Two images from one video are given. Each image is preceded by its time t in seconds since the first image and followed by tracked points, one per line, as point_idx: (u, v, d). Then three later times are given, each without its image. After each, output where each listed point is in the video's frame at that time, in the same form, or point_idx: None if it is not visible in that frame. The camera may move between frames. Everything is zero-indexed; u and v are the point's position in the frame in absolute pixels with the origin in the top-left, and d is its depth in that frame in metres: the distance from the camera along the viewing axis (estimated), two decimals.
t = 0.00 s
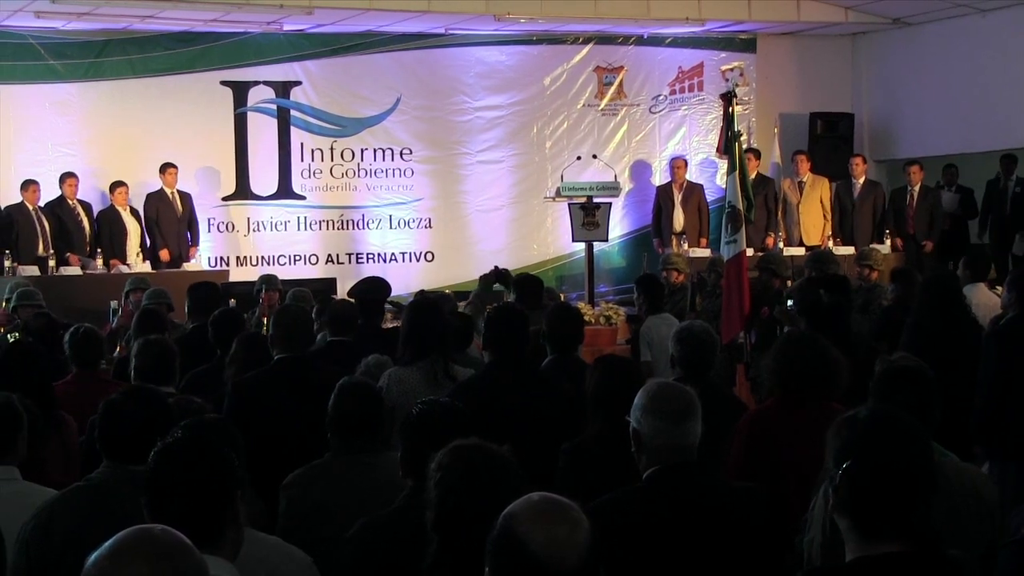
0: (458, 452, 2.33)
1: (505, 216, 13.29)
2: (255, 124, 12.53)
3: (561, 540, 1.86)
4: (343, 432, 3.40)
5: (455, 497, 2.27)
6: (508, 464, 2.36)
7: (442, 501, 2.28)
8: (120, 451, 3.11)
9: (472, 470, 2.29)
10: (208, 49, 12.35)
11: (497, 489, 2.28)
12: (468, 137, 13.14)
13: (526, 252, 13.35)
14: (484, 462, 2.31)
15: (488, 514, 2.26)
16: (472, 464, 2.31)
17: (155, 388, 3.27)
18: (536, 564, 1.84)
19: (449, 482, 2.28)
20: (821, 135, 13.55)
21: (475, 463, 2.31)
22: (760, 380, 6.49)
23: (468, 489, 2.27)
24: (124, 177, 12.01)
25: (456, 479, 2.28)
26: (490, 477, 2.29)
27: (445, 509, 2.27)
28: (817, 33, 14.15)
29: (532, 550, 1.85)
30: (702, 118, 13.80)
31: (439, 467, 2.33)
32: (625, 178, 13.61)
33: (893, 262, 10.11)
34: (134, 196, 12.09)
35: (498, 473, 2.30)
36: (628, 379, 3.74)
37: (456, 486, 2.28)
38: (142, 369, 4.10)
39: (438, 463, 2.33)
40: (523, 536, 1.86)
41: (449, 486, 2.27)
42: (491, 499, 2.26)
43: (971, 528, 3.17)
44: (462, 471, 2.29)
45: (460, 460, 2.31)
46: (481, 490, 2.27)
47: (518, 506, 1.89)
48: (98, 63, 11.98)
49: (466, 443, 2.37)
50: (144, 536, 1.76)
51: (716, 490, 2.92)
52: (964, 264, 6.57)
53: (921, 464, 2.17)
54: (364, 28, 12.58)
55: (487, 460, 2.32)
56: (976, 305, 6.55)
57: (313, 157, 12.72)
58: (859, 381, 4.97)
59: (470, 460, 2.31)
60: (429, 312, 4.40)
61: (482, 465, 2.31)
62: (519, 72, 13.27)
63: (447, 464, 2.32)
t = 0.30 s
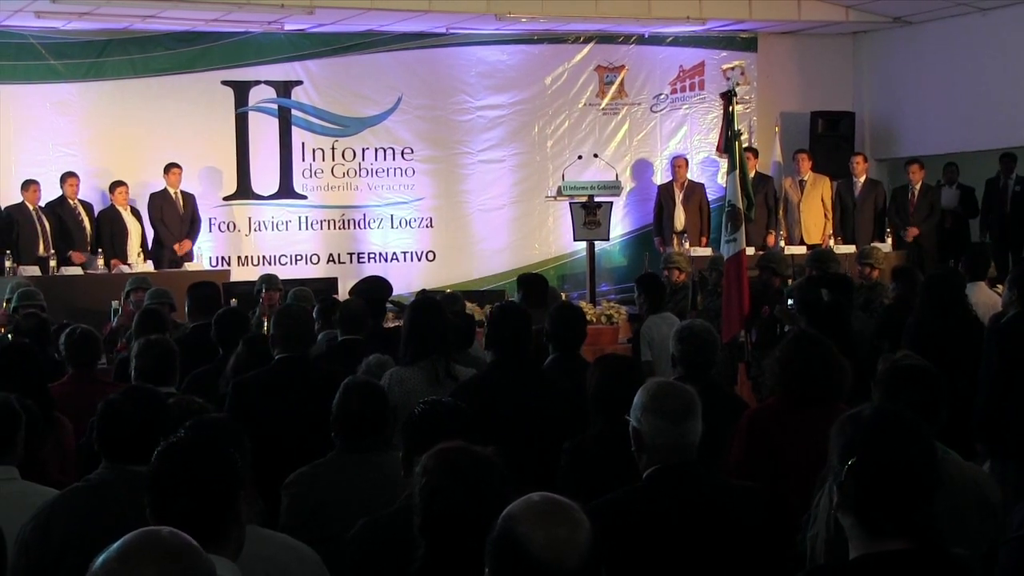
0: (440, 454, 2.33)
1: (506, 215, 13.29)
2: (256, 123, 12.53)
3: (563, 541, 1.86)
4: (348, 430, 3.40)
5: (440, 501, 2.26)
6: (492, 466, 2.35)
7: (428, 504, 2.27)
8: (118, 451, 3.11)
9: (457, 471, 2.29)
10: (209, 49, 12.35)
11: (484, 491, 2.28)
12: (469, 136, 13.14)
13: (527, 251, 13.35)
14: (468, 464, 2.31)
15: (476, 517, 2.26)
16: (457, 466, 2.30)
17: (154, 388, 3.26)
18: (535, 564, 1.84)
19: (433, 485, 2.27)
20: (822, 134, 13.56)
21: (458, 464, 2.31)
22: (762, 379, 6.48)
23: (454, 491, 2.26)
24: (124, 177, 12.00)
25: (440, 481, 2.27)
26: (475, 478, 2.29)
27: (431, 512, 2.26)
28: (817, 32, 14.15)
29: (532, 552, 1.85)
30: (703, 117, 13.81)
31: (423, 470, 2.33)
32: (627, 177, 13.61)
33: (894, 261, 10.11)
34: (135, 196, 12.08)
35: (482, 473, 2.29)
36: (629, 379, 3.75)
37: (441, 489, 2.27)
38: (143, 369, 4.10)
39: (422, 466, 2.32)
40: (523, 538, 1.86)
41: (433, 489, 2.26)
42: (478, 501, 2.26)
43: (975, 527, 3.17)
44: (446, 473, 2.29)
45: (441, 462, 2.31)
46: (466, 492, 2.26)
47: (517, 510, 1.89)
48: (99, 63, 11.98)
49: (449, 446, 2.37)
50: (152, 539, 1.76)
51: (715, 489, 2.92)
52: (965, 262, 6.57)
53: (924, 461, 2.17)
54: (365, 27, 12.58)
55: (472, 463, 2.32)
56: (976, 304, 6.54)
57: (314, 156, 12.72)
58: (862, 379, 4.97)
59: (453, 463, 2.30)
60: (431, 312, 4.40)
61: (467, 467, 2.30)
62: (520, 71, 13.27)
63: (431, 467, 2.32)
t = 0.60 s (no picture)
0: (436, 454, 2.33)
1: (506, 216, 13.29)
2: (256, 124, 12.54)
3: (564, 542, 1.86)
4: (348, 429, 3.41)
5: (435, 501, 2.25)
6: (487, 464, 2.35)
7: (423, 503, 2.26)
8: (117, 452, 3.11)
9: (453, 471, 2.28)
10: (209, 50, 12.35)
11: (480, 490, 2.27)
12: (469, 137, 13.14)
13: (527, 252, 13.36)
14: (463, 462, 2.30)
15: (472, 516, 2.25)
16: (453, 466, 2.30)
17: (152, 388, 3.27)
18: (535, 565, 1.84)
19: (429, 485, 2.27)
20: (822, 134, 13.56)
21: (453, 465, 2.30)
22: (763, 380, 6.48)
23: (450, 491, 2.26)
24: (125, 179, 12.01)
25: (437, 480, 2.27)
26: (470, 477, 2.28)
27: (426, 511, 2.25)
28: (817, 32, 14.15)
29: (532, 551, 1.85)
30: (704, 118, 13.82)
31: (418, 472, 2.32)
32: (626, 177, 13.62)
33: (893, 261, 10.12)
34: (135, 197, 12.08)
35: (478, 471, 2.28)
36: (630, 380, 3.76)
37: (437, 489, 2.27)
38: (143, 369, 4.09)
39: (418, 466, 2.32)
40: (524, 539, 1.86)
41: (430, 488, 2.26)
42: (471, 502, 2.25)
43: (978, 526, 3.17)
44: (442, 474, 2.29)
45: (437, 462, 2.31)
46: (462, 491, 2.26)
47: (517, 513, 1.89)
48: (99, 64, 11.98)
49: (446, 445, 2.36)
50: (159, 542, 1.76)
51: (714, 490, 2.92)
52: (964, 262, 6.56)
53: (928, 462, 2.17)
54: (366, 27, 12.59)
55: (467, 462, 2.31)
56: (975, 304, 6.54)
57: (314, 157, 12.72)
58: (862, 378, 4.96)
59: (449, 463, 2.30)
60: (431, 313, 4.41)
61: (462, 468, 2.30)
62: (520, 72, 13.27)
63: (427, 467, 2.32)
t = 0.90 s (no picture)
0: (445, 452, 2.35)
1: (506, 217, 13.30)
2: (256, 126, 12.53)
3: (565, 543, 1.86)
4: (345, 430, 3.42)
5: (444, 496, 2.26)
6: (495, 463, 2.36)
7: (432, 499, 2.28)
8: (116, 454, 3.12)
9: (460, 470, 2.30)
10: (209, 52, 12.35)
11: (488, 489, 2.28)
12: (469, 139, 13.15)
13: (527, 253, 13.36)
14: (471, 461, 2.32)
15: (475, 515, 2.26)
16: (463, 465, 2.32)
17: (152, 390, 3.28)
18: (536, 566, 1.85)
19: (438, 482, 2.28)
20: (822, 135, 13.56)
21: (462, 463, 2.31)
22: (763, 381, 6.47)
23: (457, 490, 2.27)
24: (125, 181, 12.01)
25: (446, 478, 2.28)
26: (478, 477, 2.29)
27: (434, 507, 2.27)
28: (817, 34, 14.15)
29: (532, 550, 1.85)
30: (703, 119, 13.82)
31: (428, 469, 2.34)
32: (626, 178, 13.62)
33: (893, 262, 10.11)
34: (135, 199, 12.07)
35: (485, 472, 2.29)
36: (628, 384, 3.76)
37: (445, 486, 2.28)
38: (144, 371, 4.09)
39: (427, 464, 2.34)
40: (524, 540, 1.86)
41: (439, 486, 2.27)
42: (478, 500, 2.26)
43: (978, 527, 3.18)
44: (451, 472, 2.30)
45: (445, 460, 2.33)
46: (470, 488, 2.27)
47: (517, 513, 1.89)
48: (99, 67, 11.99)
49: (454, 445, 2.38)
50: (161, 544, 1.76)
51: (714, 491, 2.92)
52: (964, 264, 6.55)
53: (931, 463, 2.18)
54: (365, 29, 12.60)
55: (475, 461, 2.32)
56: (975, 305, 6.53)
57: (315, 159, 12.73)
58: (862, 379, 4.96)
59: (457, 462, 2.31)
60: (433, 315, 4.41)
61: (471, 468, 2.31)
62: (520, 73, 13.28)
63: (436, 465, 2.34)
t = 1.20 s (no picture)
0: (462, 452, 2.34)
1: (511, 218, 13.30)
2: (261, 128, 12.54)
3: (569, 543, 1.86)
4: (347, 431, 3.41)
5: (460, 493, 2.27)
6: (511, 463, 2.36)
7: (449, 497, 2.29)
8: (122, 454, 3.12)
9: (478, 467, 2.29)
10: (215, 53, 12.38)
11: (501, 488, 2.29)
12: (475, 140, 13.15)
13: (533, 254, 13.36)
14: (490, 459, 2.32)
15: (487, 513, 2.28)
16: (480, 463, 2.31)
17: (156, 390, 3.28)
18: (542, 566, 1.84)
19: (455, 480, 2.29)
20: (829, 136, 13.53)
21: (478, 460, 2.31)
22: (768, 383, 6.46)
23: (476, 487, 2.27)
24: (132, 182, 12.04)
25: (463, 476, 2.28)
26: (496, 475, 2.29)
27: (451, 505, 2.28)
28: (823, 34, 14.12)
29: (538, 551, 1.85)
30: (708, 120, 13.82)
31: (446, 466, 2.34)
32: (632, 179, 13.60)
33: (900, 263, 10.09)
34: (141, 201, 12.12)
35: (502, 471, 2.30)
36: (629, 387, 3.76)
37: (461, 482, 2.28)
38: (148, 372, 4.08)
39: (445, 462, 2.33)
40: (530, 540, 1.86)
41: (457, 485, 2.28)
42: (493, 499, 2.27)
43: (982, 528, 3.17)
44: (471, 469, 2.30)
45: (463, 457, 2.32)
46: (485, 488, 2.27)
47: (521, 513, 1.88)
48: (106, 68, 12.01)
49: (471, 443, 2.38)
50: (164, 544, 1.75)
51: (718, 492, 2.91)
52: (969, 265, 6.54)
53: (939, 466, 2.16)
54: (370, 31, 12.60)
55: (492, 458, 2.33)
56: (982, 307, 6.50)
57: (320, 160, 12.75)
58: (867, 381, 4.94)
59: (474, 460, 2.30)
60: (437, 315, 4.40)
61: (489, 466, 2.30)
62: (525, 75, 13.29)
63: (454, 462, 2.33)
